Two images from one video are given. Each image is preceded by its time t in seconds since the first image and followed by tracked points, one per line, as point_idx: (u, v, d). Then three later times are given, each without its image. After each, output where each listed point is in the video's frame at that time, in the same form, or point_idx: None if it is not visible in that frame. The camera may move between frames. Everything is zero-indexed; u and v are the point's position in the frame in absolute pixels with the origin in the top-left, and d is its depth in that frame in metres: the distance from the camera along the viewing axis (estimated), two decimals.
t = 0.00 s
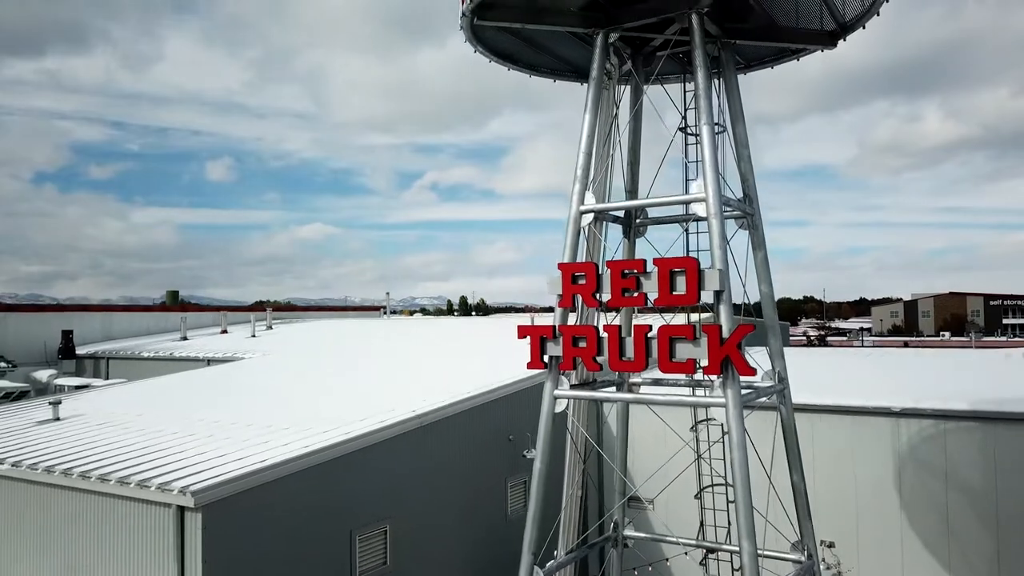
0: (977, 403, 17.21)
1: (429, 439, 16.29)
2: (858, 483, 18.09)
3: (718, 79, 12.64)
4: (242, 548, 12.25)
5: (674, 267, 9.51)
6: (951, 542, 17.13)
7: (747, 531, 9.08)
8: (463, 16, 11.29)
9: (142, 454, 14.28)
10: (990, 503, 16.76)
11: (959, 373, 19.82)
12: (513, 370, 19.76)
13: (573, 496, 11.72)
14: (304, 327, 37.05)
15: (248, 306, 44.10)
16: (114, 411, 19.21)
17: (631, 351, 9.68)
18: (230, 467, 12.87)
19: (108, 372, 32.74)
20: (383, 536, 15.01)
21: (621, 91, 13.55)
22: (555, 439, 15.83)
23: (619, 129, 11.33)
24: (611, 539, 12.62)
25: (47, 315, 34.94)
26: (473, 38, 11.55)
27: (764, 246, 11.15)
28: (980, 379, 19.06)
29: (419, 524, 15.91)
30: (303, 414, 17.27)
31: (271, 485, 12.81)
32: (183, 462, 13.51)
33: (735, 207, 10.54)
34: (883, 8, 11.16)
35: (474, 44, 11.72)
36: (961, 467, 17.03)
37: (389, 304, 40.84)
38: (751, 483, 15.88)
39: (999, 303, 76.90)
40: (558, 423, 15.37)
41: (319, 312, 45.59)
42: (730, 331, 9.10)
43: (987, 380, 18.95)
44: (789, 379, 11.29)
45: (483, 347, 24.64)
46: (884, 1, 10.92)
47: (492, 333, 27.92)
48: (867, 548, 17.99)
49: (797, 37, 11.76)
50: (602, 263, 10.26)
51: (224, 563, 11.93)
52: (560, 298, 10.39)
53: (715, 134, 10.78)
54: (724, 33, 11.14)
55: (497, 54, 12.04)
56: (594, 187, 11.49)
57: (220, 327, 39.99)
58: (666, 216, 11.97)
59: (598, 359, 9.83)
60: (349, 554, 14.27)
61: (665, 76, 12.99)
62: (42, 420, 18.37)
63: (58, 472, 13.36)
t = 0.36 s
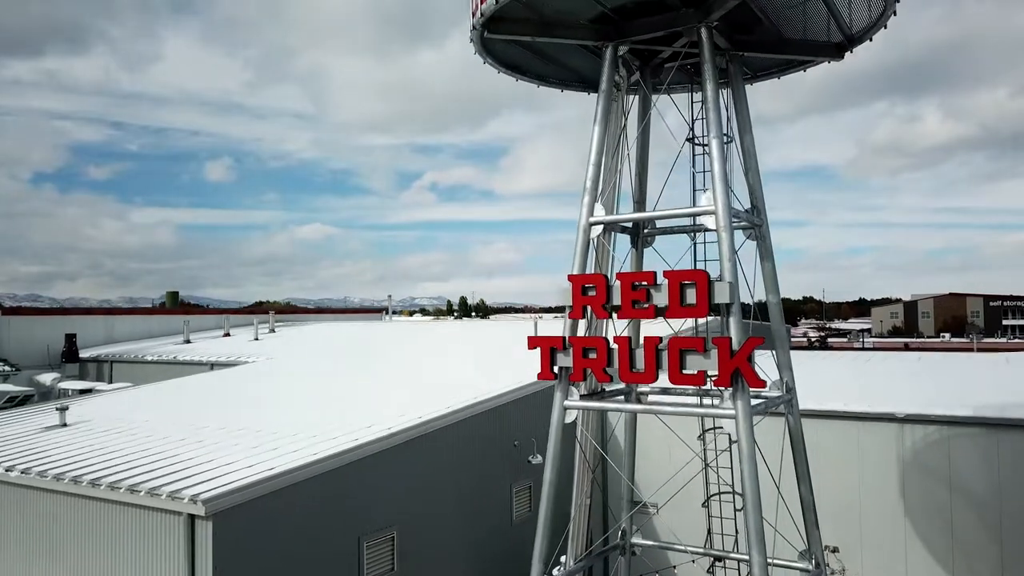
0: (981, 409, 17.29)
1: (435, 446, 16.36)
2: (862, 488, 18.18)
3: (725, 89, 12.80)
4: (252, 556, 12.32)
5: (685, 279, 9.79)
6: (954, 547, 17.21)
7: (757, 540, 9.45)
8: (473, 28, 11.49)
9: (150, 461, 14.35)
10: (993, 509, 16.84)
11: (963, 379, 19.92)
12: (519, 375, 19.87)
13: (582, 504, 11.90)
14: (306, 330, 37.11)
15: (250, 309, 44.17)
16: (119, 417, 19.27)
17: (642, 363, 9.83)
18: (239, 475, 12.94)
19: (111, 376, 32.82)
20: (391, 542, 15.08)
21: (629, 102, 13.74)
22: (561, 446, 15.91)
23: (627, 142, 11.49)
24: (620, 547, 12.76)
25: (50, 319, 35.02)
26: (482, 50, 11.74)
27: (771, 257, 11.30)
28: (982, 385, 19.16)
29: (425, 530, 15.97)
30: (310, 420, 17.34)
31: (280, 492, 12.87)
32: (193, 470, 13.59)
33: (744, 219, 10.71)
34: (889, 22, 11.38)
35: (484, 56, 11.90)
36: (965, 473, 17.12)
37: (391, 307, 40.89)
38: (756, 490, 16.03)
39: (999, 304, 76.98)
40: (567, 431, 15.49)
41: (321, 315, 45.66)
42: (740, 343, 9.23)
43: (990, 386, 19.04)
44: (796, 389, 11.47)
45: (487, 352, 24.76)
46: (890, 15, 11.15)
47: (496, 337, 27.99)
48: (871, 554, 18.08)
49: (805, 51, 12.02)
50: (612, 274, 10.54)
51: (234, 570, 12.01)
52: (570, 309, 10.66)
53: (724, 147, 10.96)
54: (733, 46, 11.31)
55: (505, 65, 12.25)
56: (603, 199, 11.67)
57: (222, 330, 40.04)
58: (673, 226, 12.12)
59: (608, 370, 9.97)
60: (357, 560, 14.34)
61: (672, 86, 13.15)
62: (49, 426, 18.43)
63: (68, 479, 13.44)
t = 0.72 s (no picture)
0: (984, 415, 17.36)
1: (442, 451, 16.43)
2: (866, 494, 18.25)
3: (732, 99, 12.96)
4: (260, 564, 12.38)
5: (693, 291, 9.97)
6: (958, 553, 17.28)
7: (766, 549, 9.58)
8: (482, 40, 11.73)
9: (158, 468, 14.42)
10: (997, 515, 16.92)
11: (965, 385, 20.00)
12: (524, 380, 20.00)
13: (589, 512, 12.08)
14: (309, 333, 37.17)
15: (253, 312, 44.23)
16: (124, 422, 19.32)
17: (650, 374, 10.09)
18: (247, 482, 13.01)
19: (114, 380, 32.89)
20: (398, 548, 15.14)
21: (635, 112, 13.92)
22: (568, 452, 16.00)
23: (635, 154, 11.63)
24: (627, 555, 12.91)
25: (54, 322, 35.10)
26: (491, 62, 11.97)
27: (778, 267, 11.47)
28: (985, 390, 19.23)
29: (431, 536, 16.04)
30: (316, 426, 17.42)
31: (288, 500, 12.94)
32: (201, 477, 13.65)
33: (751, 231, 10.89)
34: (895, 36, 11.56)
35: (492, 67, 12.10)
36: (968, 478, 17.19)
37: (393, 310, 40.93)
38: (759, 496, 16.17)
39: (1000, 305, 77.01)
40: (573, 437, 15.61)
41: (323, 317, 45.73)
42: (748, 354, 9.52)
43: (993, 392, 19.11)
44: (802, 398, 11.63)
45: (491, 356, 24.89)
46: (895, 29, 11.37)
47: (500, 341, 28.10)
48: (874, 558, 18.16)
49: (811, 61, 12.22)
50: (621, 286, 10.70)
51: None
52: (579, 321, 10.90)
53: (732, 158, 11.15)
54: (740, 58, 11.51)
55: (514, 76, 12.48)
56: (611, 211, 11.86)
57: (225, 333, 40.11)
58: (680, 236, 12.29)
59: (617, 382, 10.21)
60: (365, 567, 14.40)
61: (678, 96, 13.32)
62: (56, 432, 18.49)
63: (76, 486, 13.50)
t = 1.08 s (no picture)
0: (987, 421, 17.42)
1: (447, 458, 16.49)
2: (870, 499, 18.32)
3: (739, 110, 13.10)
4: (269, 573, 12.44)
5: (702, 305, 10.18)
6: (962, 559, 17.36)
7: (775, 560, 9.70)
8: (492, 53, 11.89)
9: (166, 476, 14.49)
10: (1000, 521, 16.99)
11: (969, 391, 20.06)
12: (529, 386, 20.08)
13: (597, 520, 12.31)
14: (311, 336, 37.22)
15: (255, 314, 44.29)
16: (130, 428, 19.37)
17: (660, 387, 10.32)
18: (255, 490, 13.08)
19: (118, 383, 32.99)
20: (404, 555, 15.21)
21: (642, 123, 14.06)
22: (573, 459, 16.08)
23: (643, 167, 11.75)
24: (634, 563, 13.11)
25: (58, 326, 35.20)
26: (500, 74, 12.13)
27: (785, 277, 11.61)
28: (988, 397, 19.29)
29: (437, 542, 16.10)
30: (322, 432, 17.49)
31: (297, 508, 13.00)
32: (209, 485, 13.72)
33: (759, 243, 11.04)
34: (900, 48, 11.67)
35: (501, 78, 12.32)
36: (971, 484, 17.26)
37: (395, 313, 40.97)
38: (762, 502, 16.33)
39: (1000, 306, 77.00)
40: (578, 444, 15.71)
41: (325, 319, 45.78)
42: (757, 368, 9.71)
43: (997, 398, 19.17)
44: (809, 408, 11.74)
45: (496, 360, 24.98)
46: (902, 42, 11.49)
47: (504, 344, 28.19)
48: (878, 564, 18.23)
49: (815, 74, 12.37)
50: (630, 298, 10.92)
51: None
52: (588, 332, 11.13)
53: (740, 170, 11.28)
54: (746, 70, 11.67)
55: (522, 87, 12.65)
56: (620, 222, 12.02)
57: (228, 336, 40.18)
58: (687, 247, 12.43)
59: (627, 393, 10.49)
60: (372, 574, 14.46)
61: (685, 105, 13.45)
62: (62, 438, 18.57)
63: (85, 494, 13.56)
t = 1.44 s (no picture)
0: (990, 428, 17.47)
1: (452, 465, 16.55)
2: (873, 505, 18.39)
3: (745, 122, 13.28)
4: None
5: (711, 318, 10.34)
6: (964, 564, 17.44)
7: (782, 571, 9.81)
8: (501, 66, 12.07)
9: (173, 484, 14.56)
10: (1003, 527, 17.07)
11: (971, 397, 20.12)
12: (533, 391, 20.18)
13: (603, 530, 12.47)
14: (314, 339, 37.30)
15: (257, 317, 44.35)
16: (134, 434, 19.43)
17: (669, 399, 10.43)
18: (263, 499, 13.14)
19: (120, 387, 33.04)
20: (410, 562, 15.29)
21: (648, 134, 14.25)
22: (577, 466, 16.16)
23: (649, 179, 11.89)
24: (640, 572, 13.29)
25: (60, 329, 35.23)
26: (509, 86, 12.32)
27: (791, 289, 11.77)
28: (990, 403, 19.36)
29: (443, 549, 16.17)
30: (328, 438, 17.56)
31: (304, 517, 13.06)
32: (217, 492, 13.79)
33: (766, 255, 11.21)
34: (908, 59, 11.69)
35: (509, 91, 12.50)
36: (974, 491, 17.33)
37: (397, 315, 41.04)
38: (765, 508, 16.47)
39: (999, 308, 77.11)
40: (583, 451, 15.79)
41: (327, 322, 45.85)
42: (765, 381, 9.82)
43: (999, 405, 19.23)
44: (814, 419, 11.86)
45: (500, 365, 25.11)
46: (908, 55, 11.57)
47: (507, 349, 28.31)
48: (881, 569, 18.32)
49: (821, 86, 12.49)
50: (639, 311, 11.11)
51: None
52: (597, 344, 11.28)
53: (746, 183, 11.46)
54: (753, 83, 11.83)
55: (530, 99, 12.83)
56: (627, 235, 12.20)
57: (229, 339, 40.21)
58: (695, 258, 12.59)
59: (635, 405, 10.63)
60: None
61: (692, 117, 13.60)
62: (68, 444, 18.63)
63: (93, 502, 13.62)
